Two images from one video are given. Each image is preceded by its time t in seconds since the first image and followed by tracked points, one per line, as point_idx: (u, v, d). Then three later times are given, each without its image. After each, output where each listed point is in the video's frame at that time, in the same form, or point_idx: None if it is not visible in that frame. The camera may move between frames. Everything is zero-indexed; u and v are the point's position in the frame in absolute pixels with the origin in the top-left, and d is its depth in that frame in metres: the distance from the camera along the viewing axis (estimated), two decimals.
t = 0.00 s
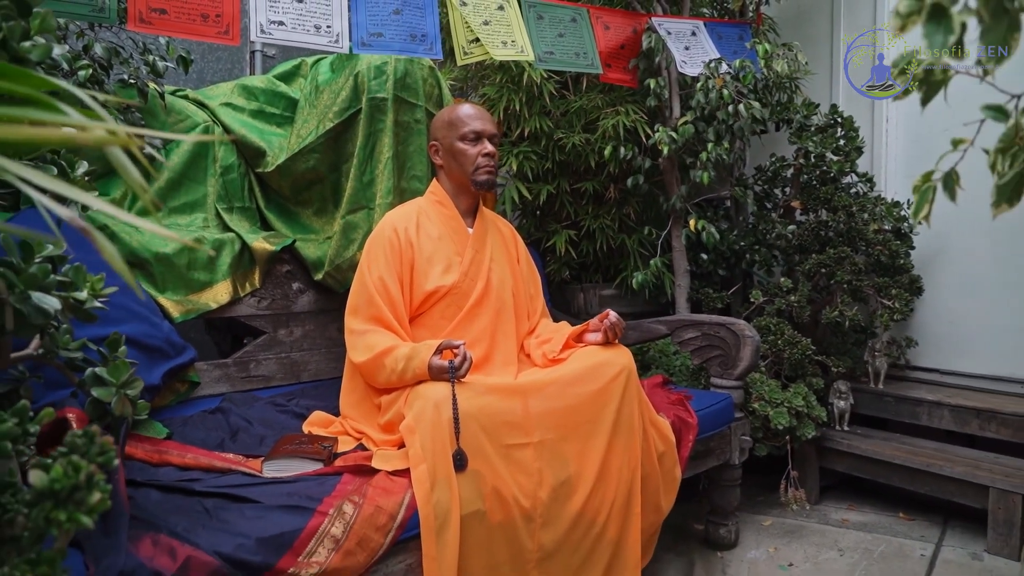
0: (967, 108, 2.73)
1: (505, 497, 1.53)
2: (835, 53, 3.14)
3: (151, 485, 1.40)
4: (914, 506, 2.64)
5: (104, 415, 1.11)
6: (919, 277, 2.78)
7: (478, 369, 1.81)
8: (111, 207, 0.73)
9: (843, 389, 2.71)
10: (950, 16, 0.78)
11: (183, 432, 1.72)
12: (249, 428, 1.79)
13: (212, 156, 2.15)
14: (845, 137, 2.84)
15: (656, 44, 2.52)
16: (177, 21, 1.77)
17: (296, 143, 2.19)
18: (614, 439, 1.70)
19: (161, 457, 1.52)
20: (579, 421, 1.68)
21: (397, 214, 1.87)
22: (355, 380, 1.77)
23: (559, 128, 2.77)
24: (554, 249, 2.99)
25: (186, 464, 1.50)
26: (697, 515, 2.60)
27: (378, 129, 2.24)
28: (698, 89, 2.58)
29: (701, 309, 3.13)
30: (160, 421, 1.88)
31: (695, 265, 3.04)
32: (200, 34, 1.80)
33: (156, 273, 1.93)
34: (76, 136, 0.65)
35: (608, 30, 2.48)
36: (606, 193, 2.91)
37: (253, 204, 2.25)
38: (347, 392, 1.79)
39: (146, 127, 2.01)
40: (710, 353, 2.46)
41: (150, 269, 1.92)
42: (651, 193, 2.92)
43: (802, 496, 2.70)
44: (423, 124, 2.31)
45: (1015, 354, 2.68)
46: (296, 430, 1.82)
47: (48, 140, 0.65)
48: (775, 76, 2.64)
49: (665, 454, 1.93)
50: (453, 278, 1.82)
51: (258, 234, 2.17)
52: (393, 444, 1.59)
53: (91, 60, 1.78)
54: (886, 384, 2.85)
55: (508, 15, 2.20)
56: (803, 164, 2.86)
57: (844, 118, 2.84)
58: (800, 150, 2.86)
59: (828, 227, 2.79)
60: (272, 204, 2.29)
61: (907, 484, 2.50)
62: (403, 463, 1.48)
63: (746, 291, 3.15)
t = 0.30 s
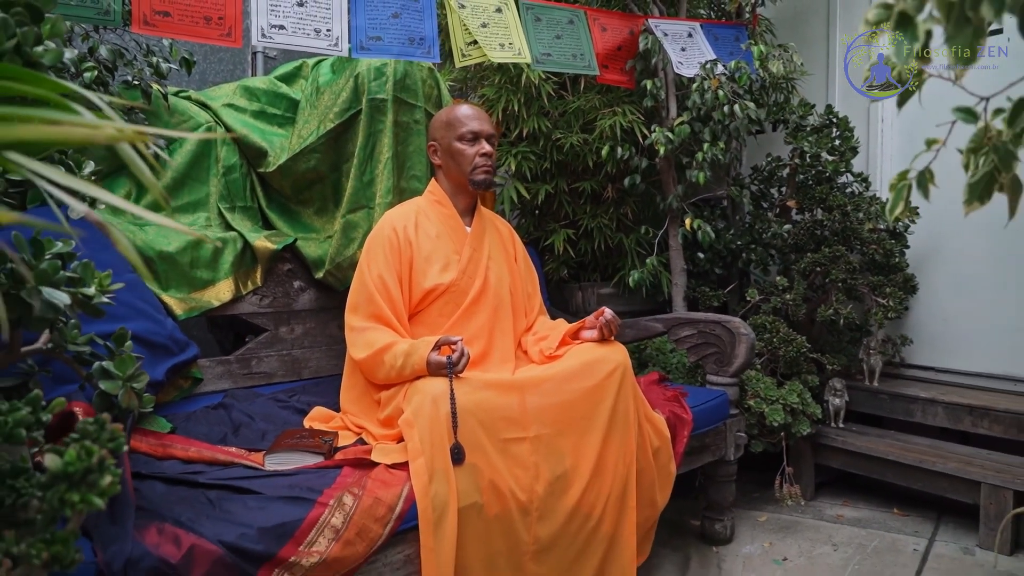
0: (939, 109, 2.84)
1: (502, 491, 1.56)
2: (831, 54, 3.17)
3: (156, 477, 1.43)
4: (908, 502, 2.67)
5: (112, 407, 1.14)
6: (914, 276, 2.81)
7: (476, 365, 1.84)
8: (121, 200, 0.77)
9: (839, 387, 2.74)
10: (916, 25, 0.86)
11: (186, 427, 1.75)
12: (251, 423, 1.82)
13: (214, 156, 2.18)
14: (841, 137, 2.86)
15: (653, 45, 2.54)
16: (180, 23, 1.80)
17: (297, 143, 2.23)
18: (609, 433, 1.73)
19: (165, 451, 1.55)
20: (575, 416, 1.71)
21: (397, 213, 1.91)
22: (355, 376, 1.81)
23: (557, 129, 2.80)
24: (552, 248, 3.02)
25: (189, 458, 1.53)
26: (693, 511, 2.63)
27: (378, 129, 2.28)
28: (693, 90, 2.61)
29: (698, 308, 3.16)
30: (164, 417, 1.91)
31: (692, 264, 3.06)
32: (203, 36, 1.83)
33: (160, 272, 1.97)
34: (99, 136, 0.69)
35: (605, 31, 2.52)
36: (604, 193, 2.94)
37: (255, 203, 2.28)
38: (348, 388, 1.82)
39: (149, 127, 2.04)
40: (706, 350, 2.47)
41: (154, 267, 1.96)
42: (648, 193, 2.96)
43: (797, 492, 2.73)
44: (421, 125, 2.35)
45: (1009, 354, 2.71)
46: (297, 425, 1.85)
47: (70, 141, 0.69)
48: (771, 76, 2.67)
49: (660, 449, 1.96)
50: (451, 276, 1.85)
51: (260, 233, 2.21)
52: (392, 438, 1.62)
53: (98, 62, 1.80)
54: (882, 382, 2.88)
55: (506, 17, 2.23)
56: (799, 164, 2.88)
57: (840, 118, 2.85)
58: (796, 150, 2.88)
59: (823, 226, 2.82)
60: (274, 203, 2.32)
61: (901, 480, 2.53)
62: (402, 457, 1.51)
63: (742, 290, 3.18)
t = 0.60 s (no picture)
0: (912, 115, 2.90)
1: (499, 485, 1.59)
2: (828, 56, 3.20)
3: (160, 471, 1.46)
4: (902, 500, 2.70)
5: (118, 401, 1.18)
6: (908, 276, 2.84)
7: (474, 363, 1.87)
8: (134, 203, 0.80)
9: (834, 385, 2.77)
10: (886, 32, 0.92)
11: (190, 423, 1.79)
12: (253, 419, 1.86)
13: (218, 157, 2.22)
14: (836, 137, 2.88)
15: (650, 47, 2.57)
16: (184, 26, 1.83)
17: (299, 145, 2.26)
18: (605, 429, 1.77)
19: (169, 446, 1.58)
20: (571, 412, 1.74)
21: (396, 213, 1.94)
22: (356, 373, 1.85)
23: (555, 130, 2.83)
24: (551, 247, 3.06)
25: (193, 452, 1.56)
26: (690, 508, 2.66)
27: (379, 131, 2.33)
28: (689, 92, 2.64)
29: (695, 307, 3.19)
30: (168, 414, 1.94)
31: (689, 264, 3.09)
32: (207, 40, 1.86)
33: (164, 271, 2.00)
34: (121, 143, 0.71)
35: (602, 33, 2.55)
36: (602, 194, 2.97)
37: (257, 203, 2.30)
38: (348, 385, 1.85)
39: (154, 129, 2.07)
40: (702, 349, 2.53)
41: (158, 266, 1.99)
42: (646, 193, 2.99)
43: (792, 489, 2.77)
44: (421, 126, 2.41)
45: (1004, 354, 2.73)
46: (298, 422, 1.89)
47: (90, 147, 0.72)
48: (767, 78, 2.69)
49: (656, 445, 1.99)
50: (450, 274, 1.89)
51: (262, 232, 2.23)
52: (392, 434, 1.66)
53: (103, 65, 1.83)
54: (877, 380, 2.91)
55: (504, 21, 2.27)
56: (795, 165, 2.91)
57: (835, 119, 2.87)
58: (792, 151, 2.90)
59: (819, 226, 2.85)
60: (276, 203, 2.35)
61: (895, 477, 2.56)
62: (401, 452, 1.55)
63: (739, 289, 3.21)
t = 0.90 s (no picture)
0: (892, 119, 2.95)
1: (495, 480, 1.62)
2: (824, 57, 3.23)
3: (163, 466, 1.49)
4: (896, 497, 2.73)
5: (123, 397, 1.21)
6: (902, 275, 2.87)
7: (472, 360, 1.90)
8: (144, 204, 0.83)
9: (829, 383, 2.80)
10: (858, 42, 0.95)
11: (192, 420, 1.82)
12: (254, 416, 1.89)
13: (219, 158, 2.24)
14: (831, 139, 2.87)
15: (646, 49, 2.60)
16: (186, 29, 1.86)
17: (299, 146, 2.29)
18: (600, 426, 1.80)
19: (172, 441, 1.61)
20: (566, 409, 1.77)
21: (395, 213, 1.97)
22: (355, 370, 1.88)
23: (553, 130, 2.87)
24: (549, 247, 3.08)
25: (196, 448, 1.59)
26: (686, 504, 2.69)
27: (378, 132, 2.38)
28: (685, 94, 2.66)
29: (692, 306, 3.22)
30: (171, 411, 1.97)
31: (686, 263, 3.12)
32: (209, 42, 1.89)
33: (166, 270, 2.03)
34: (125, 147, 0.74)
35: (599, 36, 2.58)
36: (600, 193, 3.00)
37: (259, 203, 2.33)
38: (348, 382, 1.89)
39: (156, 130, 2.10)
40: (698, 347, 2.56)
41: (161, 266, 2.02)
42: (643, 193, 3.02)
43: (787, 486, 2.79)
44: (421, 127, 2.46)
45: (999, 351, 2.76)
46: (299, 418, 1.92)
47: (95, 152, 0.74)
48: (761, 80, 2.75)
49: (651, 442, 2.02)
50: (448, 273, 1.92)
51: (263, 232, 2.26)
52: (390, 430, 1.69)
53: (106, 68, 1.85)
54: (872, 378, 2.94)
55: (501, 25, 2.31)
56: (790, 165, 2.92)
57: (831, 119, 2.89)
58: (787, 151, 2.92)
59: (814, 225, 2.87)
60: (277, 204, 2.38)
61: (889, 474, 2.59)
62: (399, 447, 1.58)
63: (736, 288, 3.24)
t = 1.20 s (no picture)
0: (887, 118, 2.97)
1: (491, 475, 1.65)
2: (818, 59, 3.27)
3: (166, 460, 1.52)
4: (889, 494, 2.76)
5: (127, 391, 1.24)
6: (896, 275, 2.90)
7: (469, 358, 1.93)
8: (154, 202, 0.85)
9: (824, 381, 2.82)
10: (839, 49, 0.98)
11: (193, 416, 1.85)
12: (255, 412, 1.92)
13: (219, 159, 2.25)
14: (826, 139, 2.90)
15: (642, 51, 2.62)
16: (187, 31, 1.89)
17: (299, 147, 2.32)
18: (595, 422, 1.82)
19: (174, 437, 1.64)
20: (562, 405, 1.80)
21: (393, 213, 2.00)
22: (354, 367, 1.91)
23: (551, 131, 2.90)
24: (546, 246, 3.11)
25: (197, 443, 1.62)
26: (681, 501, 2.72)
27: (376, 133, 2.41)
28: (681, 94, 2.70)
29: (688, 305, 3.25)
30: (173, 407, 2.00)
31: (682, 263, 3.15)
32: (210, 45, 1.92)
33: (168, 269, 2.06)
34: (133, 148, 0.75)
35: (595, 37, 2.60)
36: (597, 194, 3.03)
37: (259, 203, 2.36)
38: (347, 380, 1.92)
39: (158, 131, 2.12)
40: (693, 345, 2.59)
41: (163, 265, 2.05)
42: (639, 193, 3.05)
43: (781, 483, 2.82)
44: (419, 128, 2.49)
45: (990, 349, 2.79)
46: (299, 415, 1.95)
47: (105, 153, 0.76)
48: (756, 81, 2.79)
49: (646, 439, 2.04)
50: (446, 272, 1.95)
51: (263, 232, 2.29)
52: (388, 425, 1.72)
53: (109, 70, 1.87)
54: (867, 377, 2.97)
55: (497, 28, 2.34)
56: (785, 165, 2.94)
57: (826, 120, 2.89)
58: (782, 152, 2.94)
59: (809, 225, 2.90)
60: (277, 204, 2.41)
61: (882, 471, 2.62)
62: (397, 442, 1.61)
63: (732, 287, 3.27)
